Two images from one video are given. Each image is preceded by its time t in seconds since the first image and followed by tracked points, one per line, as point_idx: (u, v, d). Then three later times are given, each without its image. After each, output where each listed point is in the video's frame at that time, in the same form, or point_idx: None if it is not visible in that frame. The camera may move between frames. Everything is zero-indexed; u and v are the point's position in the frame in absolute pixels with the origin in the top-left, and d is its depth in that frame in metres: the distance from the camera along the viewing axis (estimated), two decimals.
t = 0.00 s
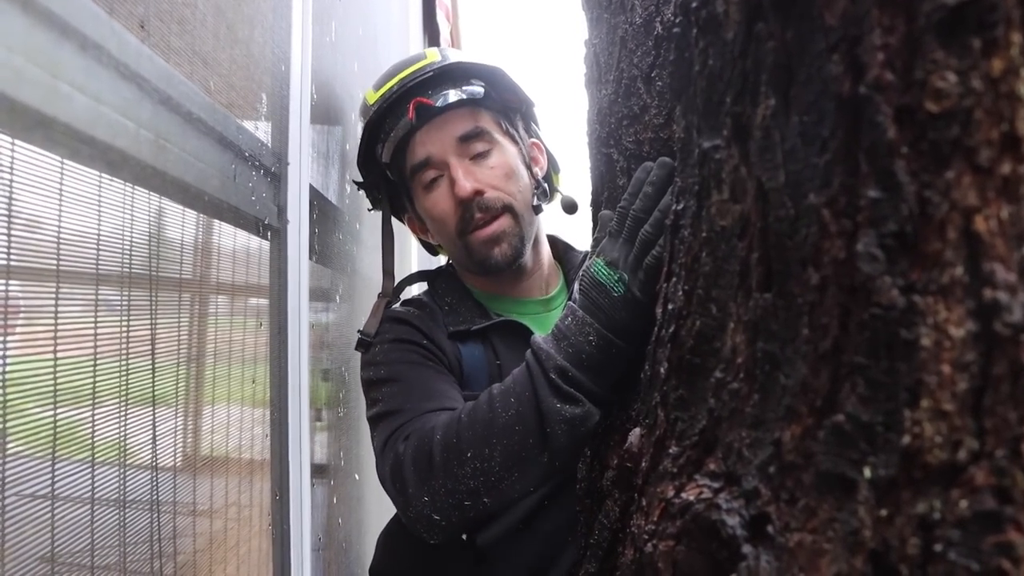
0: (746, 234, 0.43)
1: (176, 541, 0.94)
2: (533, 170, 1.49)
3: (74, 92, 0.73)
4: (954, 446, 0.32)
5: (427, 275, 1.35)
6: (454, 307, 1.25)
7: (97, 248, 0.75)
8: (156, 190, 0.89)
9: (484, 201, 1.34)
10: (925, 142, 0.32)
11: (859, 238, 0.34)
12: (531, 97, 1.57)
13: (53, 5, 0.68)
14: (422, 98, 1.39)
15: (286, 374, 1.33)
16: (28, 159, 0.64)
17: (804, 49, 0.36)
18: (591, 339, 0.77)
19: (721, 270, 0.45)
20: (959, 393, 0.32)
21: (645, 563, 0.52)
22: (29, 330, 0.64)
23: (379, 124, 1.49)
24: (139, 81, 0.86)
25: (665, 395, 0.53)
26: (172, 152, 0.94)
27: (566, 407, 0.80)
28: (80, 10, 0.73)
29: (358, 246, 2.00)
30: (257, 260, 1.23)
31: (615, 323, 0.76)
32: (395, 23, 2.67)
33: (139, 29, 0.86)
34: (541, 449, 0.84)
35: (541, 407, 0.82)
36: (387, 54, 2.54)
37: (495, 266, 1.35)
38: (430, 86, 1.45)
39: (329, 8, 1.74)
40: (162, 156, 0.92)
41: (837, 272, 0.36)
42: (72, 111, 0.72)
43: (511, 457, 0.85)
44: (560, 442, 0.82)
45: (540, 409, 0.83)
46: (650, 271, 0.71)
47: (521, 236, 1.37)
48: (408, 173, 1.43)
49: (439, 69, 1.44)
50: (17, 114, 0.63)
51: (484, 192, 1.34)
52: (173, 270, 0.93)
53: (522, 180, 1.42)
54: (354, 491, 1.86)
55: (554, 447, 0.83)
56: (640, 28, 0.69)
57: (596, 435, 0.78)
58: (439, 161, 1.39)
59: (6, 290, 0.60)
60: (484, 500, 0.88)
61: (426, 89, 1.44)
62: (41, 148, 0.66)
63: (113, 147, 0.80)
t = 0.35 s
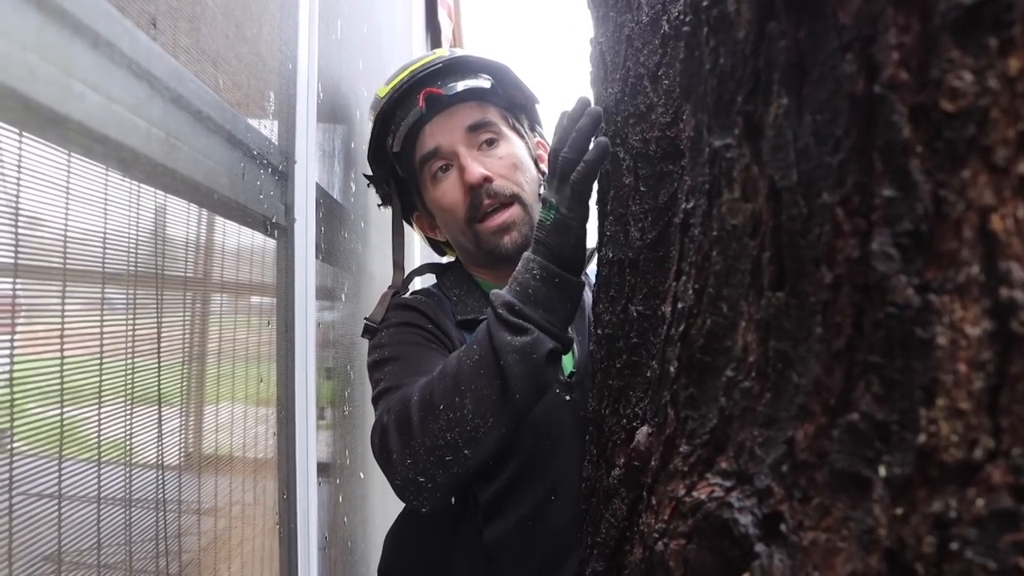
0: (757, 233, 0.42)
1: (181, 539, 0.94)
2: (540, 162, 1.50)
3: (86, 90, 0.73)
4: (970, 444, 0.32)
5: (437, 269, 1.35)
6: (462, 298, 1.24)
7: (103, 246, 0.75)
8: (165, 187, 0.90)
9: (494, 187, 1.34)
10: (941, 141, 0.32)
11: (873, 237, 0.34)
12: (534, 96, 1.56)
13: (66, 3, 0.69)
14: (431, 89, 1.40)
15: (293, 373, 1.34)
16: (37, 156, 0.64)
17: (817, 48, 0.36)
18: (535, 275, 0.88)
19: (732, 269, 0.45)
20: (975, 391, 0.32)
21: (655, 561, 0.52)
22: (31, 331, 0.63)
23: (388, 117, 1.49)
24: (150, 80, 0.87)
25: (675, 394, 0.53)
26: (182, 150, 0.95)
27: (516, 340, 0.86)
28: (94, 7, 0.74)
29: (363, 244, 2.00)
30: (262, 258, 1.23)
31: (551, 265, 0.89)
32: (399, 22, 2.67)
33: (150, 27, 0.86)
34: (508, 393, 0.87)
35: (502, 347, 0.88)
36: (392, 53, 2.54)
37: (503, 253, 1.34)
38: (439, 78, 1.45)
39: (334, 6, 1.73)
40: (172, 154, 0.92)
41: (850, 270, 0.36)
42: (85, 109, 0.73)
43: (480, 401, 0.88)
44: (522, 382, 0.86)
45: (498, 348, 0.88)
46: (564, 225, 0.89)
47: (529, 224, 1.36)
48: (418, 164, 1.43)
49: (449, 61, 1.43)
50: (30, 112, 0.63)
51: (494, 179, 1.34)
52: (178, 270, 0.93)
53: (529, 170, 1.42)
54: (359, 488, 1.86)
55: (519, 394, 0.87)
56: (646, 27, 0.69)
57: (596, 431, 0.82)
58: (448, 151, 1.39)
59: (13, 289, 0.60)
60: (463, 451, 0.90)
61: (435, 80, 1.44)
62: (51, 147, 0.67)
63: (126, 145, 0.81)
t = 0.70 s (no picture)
0: (763, 235, 0.42)
1: (183, 540, 0.94)
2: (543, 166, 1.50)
3: (93, 91, 0.73)
4: (977, 446, 0.32)
5: (436, 271, 1.38)
6: (460, 303, 1.28)
7: (106, 246, 0.75)
8: (169, 187, 0.90)
9: (499, 199, 1.34)
10: (949, 144, 0.32)
11: (881, 239, 0.34)
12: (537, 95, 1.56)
13: (72, 4, 0.69)
14: (435, 99, 1.40)
15: (296, 374, 1.35)
16: (40, 156, 0.64)
17: (824, 50, 0.36)
18: (522, 358, 0.88)
19: (737, 270, 0.45)
20: (983, 394, 0.32)
21: (659, 561, 0.53)
22: (31, 330, 0.62)
23: (390, 126, 1.49)
24: (156, 80, 0.87)
25: (680, 395, 0.53)
26: (188, 150, 0.95)
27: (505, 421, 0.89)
28: (100, 8, 0.74)
29: (365, 244, 2.00)
30: (263, 259, 1.23)
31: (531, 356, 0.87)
32: (399, 21, 2.66)
33: (155, 27, 0.86)
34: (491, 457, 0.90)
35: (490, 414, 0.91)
36: (393, 52, 2.54)
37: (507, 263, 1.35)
38: (443, 87, 1.46)
39: (337, 6, 1.73)
40: (178, 155, 0.93)
41: (857, 272, 0.36)
42: (91, 110, 0.73)
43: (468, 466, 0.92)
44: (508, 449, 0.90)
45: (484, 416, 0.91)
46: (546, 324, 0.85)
47: (533, 235, 1.37)
48: (421, 172, 1.44)
49: (452, 70, 1.45)
50: (36, 113, 0.63)
51: (498, 192, 1.34)
52: (179, 270, 0.93)
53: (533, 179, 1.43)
54: (361, 486, 1.87)
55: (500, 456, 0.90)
56: (649, 27, 0.69)
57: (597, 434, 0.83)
58: (451, 161, 1.40)
59: (16, 290, 0.60)
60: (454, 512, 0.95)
61: (439, 89, 1.46)
62: (54, 146, 0.66)
63: (132, 146, 0.81)
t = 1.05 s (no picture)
0: (760, 236, 0.43)
1: (183, 539, 0.95)
2: (534, 184, 1.63)
3: (97, 95, 0.74)
4: (970, 445, 0.33)
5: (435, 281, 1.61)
6: (448, 321, 1.51)
7: (107, 245, 0.75)
8: (171, 188, 0.91)
9: (492, 233, 1.49)
10: (942, 146, 0.32)
11: (876, 240, 0.35)
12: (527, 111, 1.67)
13: (76, 7, 0.70)
14: (423, 140, 1.49)
15: (298, 377, 1.36)
16: (41, 156, 0.64)
17: (820, 53, 0.36)
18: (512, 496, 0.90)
19: (734, 271, 0.46)
20: (976, 393, 0.32)
21: (657, 560, 0.53)
22: (30, 329, 0.62)
23: (380, 163, 1.59)
24: (158, 83, 0.87)
25: (677, 395, 0.53)
26: (190, 152, 0.96)
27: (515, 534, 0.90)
28: (103, 12, 0.74)
29: (364, 244, 2.01)
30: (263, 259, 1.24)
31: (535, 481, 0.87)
32: (399, 21, 2.66)
33: (156, 30, 0.86)
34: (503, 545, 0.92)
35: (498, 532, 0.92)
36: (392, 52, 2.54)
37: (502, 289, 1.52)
38: (430, 126, 1.54)
39: (337, 6, 1.74)
40: (179, 156, 0.93)
41: (852, 273, 0.36)
42: (95, 112, 0.73)
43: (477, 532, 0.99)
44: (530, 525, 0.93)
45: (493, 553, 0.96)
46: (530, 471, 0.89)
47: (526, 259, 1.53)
48: (418, 203, 1.56)
49: (438, 110, 1.52)
50: (40, 116, 0.64)
51: (492, 225, 1.49)
52: (179, 270, 0.94)
53: (522, 204, 1.56)
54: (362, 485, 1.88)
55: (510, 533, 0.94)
56: (647, 28, 0.69)
57: (597, 431, 0.83)
58: (445, 194, 1.53)
59: (18, 289, 0.61)
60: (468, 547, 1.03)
61: (426, 129, 1.54)
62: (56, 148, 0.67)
63: (134, 147, 0.81)
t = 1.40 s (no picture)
0: (753, 229, 0.44)
1: (186, 533, 0.96)
2: (529, 189, 1.64)
3: (105, 91, 0.75)
4: (955, 432, 0.34)
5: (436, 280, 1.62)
6: (448, 319, 1.52)
7: (112, 241, 0.77)
8: (175, 183, 0.92)
9: (485, 239, 1.51)
10: (929, 141, 0.33)
11: (864, 233, 0.35)
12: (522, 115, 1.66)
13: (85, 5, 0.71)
14: (416, 149, 1.51)
15: (298, 372, 1.37)
16: (46, 151, 0.65)
17: (811, 50, 0.37)
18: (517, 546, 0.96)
19: (728, 264, 0.46)
20: (961, 381, 0.33)
21: (652, 548, 0.54)
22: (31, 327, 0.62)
23: (376, 172, 1.61)
24: (164, 79, 0.88)
25: (673, 386, 0.54)
26: (194, 147, 0.97)
27: None
28: (111, 10, 0.75)
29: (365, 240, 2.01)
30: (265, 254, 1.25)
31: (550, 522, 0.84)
32: (399, 17, 2.66)
33: (161, 28, 0.87)
34: None
35: None
36: (393, 49, 2.54)
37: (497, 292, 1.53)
38: (422, 134, 1.55)
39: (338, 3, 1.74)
40: (184, 151, 0.95)
41: (842, 265, 0.37)
42: (103, 108, 0.75)
43: None
44: None
45: None
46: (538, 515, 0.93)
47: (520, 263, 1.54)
48: (413, 208, 1.58)
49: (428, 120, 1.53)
50: (51, 111, 0.66)
51: (484, 231, 1.51)
52: (181, 266, 0.94)
53: (516, 208, 1.58)
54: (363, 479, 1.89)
55: None
56: (646, 26, 0.70)
57: (596, 425, 0.84)
58: (439, 200, 1.55)
59: (24, 286, 0.62)
60: None
61: (418, 138, 1.55)
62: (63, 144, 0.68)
63: (141, 142, 0.83)
